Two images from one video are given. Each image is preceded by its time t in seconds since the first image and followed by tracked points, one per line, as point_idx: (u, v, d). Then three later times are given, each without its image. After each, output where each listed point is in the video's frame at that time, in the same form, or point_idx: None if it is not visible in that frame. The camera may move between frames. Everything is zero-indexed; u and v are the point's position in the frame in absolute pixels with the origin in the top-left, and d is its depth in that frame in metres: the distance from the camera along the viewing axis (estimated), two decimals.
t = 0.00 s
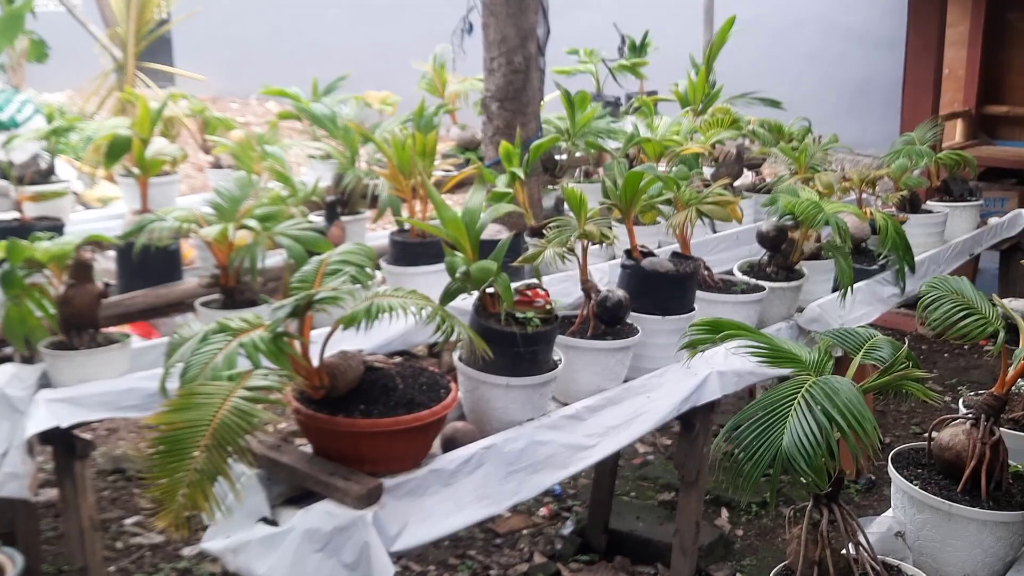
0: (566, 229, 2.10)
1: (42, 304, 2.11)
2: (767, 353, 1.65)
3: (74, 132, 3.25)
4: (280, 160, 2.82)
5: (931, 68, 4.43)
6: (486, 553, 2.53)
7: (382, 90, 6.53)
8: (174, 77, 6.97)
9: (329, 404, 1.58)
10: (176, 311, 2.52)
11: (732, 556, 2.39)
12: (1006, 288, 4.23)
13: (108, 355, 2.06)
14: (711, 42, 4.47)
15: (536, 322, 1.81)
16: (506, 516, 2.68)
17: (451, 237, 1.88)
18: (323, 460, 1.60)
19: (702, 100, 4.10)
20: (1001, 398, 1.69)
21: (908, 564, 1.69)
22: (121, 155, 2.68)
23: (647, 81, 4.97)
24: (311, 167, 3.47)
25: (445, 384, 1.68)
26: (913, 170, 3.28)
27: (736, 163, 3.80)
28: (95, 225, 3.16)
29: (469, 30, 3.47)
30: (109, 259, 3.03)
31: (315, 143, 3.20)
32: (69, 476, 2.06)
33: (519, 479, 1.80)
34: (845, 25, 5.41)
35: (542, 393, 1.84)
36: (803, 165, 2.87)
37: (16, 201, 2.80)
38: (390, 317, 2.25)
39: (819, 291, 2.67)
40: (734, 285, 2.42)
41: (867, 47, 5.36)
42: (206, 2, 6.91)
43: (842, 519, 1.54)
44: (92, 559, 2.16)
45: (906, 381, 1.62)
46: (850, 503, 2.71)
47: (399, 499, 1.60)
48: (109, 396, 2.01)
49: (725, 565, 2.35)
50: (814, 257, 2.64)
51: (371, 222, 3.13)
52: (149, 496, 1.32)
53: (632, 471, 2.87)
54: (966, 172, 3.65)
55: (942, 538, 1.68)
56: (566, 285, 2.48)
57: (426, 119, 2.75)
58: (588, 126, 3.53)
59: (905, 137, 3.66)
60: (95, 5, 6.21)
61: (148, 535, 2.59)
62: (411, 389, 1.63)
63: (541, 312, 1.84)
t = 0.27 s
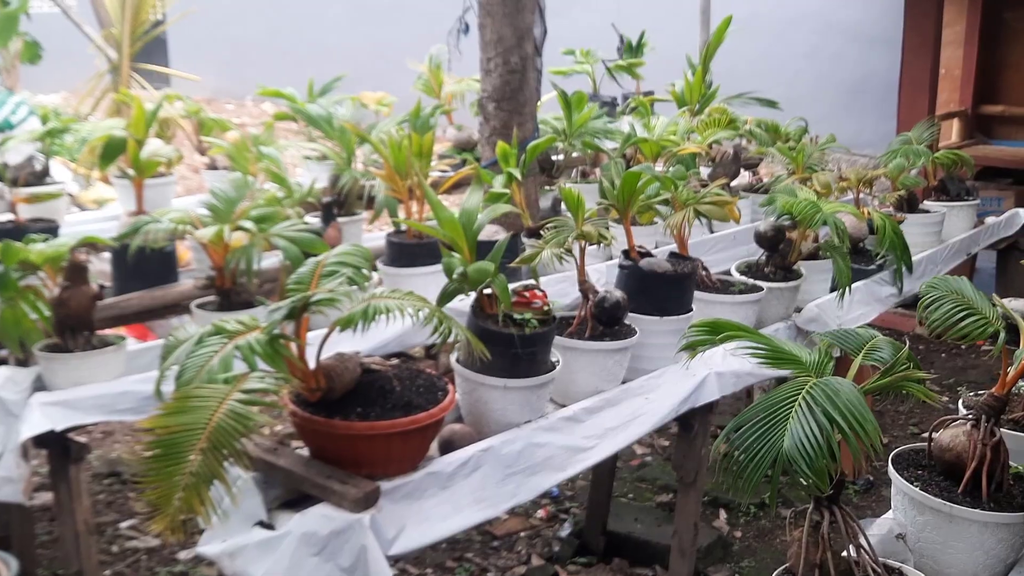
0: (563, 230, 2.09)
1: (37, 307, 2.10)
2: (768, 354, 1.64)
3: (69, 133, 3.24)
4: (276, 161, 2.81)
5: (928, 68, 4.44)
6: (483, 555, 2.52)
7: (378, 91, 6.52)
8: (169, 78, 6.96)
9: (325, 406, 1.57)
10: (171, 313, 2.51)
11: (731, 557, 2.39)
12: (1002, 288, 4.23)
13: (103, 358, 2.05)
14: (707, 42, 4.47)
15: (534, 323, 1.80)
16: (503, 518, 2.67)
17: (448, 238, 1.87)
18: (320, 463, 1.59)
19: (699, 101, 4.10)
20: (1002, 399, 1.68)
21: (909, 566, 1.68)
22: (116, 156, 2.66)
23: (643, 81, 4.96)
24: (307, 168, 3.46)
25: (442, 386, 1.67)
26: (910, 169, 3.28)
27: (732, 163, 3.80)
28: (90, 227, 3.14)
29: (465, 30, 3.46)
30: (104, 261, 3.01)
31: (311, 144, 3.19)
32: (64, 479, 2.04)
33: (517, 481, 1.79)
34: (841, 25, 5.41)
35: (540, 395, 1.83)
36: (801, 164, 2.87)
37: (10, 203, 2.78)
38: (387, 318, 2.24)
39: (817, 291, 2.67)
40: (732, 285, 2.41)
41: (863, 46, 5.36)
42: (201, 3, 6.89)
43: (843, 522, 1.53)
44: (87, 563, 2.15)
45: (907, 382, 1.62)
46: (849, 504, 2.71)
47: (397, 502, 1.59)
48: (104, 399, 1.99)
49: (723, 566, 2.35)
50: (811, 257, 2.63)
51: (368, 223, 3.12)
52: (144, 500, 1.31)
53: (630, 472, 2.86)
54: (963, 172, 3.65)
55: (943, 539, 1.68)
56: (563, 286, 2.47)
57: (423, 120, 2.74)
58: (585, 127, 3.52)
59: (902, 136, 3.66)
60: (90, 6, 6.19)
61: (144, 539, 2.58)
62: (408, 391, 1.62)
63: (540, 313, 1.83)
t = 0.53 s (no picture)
0: (565, 229, 2.09)
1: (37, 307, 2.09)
2: (773, 353, 1.64)
3: (68, 133, 3.23)
4: (276, 161, 2.80)
5: (927, 68, 4.44)
6: (485, 555, 2.52)
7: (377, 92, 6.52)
8: (167, 79, 6.94)
9: (327, 406, 1.56)
10: (171, 314, 2.50)
11: (733, 557, 2.38)
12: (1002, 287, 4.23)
13: (103, 358, 2.04)
14: (707, 42, 4.46)
15: (536, 322, 1.79)
16: (504, 518, 2.67)
17: (449, 237, 1.87)
18: (322, 464, 1.58)
19: (698, 100, 4.09)
20: (1007, 398, 1.68)
21: (914, 565, 1.68)
22: (115, 156, 2.65)
23: (642, 81, 4.96)
24: (307, 168, 3.45)
25: (444, 386, 1.66)
26: (910, 169, 3.28)
27: (732, 163, 3.80)
28: (90, 227, 3.13)
29: (465, 30, 3.45)
30: (103, 261, 3.00)
31: (311, 144, 3.18)
32: (64, 480, 2.03)
33: (519, 481, 1.78)
34: (840, 25, 5.42)
35: (542, 395, 1.83)
36: (802, 164, 2.86)
37: (9, 203, 2.77)
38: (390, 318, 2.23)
39: (819, 291, 2.67)
40: (733, 285, 2.41)
41: (862, 46, 5.36)
42: (199, 3, 6.88)
43: (849, 521, 1.53)
44: (87, 564, 2.14)
45: (913, 381, 1.61)
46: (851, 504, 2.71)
47: (399, 503, 1.58)
48: (104, 400, 1.99)
49: (726, 566, 2.34)
50: (812, 256, 2.63)
51: (368, 223, 3.11)
52: (146, 501, 1.30)
53: (631, 472, 2.85)
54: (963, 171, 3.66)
55: (949, 538, 1.67)
56: (564, 285, 2.47)
57: (423, 120, 2.74)
58: (585, 126, 3.52)
59: (901, 136, 3.66)
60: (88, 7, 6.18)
61: (144, 540, 2.57)
62: (411, 391, 1.62)
63: (542, 312, 1.82)
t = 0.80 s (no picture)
0: (568, 229, 2.08)
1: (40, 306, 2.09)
2: (781, 352, 1.64)
3: (70, 133, 3.23)
4: (278, 160, 2.79)
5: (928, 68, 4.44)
6: (488, 556, 2.52)
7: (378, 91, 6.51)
8: (169, 79, 6.94)
9: (331, 406, 1.56)
10: (173, 314, 2.50)
11: (737, 557, 2.38)
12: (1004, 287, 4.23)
13: (106, 358, 2.04)
14: (709, 41, 4.46)
15: (540, 322, 1.79)
16: (508, 518, 2.66)
17: (453, 237, 1.86)
18: (326, 463, 1.58)
19: (700, 100, 4.09)
20: (1014, 398, 1.67)
21: (921, 565, 1.67)
22: (118, 156, 2.65)
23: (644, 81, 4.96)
24: (309, 168, 3.45)
25: (448, 385, 1.66)
26: (913, 168, 3.28)
27: (735, 162, 3.80)
28: (92, 227, 3.13)
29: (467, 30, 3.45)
30: (105, 261, 3.00)
31: (313, 144, 3.18)
32: (68, 480, 2.03)
33: (523, 480, 1.78)
34: (841, 24, 5.41)
35: (546, 394, 1.82)
36: (805, 163, 2.85)
37: (11, 203, 2.77)
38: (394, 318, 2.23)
39: (822, 290, 2.66)
40: (737, 284, 2.41)
41: (864, 46, 5.36)
42: (200, 3, 6.88)
43: (856, 521, 1.53)
44: (91, 565, 2.14)
45: (921, 380, 1.61)
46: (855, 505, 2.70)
47: (403, 502, 1.58)
48: (108, 400, 1.98)
49: (730, 566, 2.34)
50: (816, 256, 2.63)
51: (370, 223, 3.10)
52: (151, 501, 1.30)
53: (634, 472, 2.85)
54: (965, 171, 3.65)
55: (955, 538, 1.67)
56: (567, 285, 2.46)
57: (426, 119, 2.73)
58: (587, 126, 3.52)
59: (904, 135, 3.65)
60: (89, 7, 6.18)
61: (148, 540, 2.57)
62: (415, 391, 1.61)
63: (545, 311, 1.82)
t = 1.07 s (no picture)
0: (571, 229, 2.08)
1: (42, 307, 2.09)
2: (786, 353, 1.63)
3: (71, 133, 3.23)
4: (280, 161, 2.79)
5: (930, 68, 4.43)
6: (491, 557, 2.51)
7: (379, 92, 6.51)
8: (170, 79, 6.94)
9: (335, 406, 1.56)
10: (176, 314, 2.50)
11: (740, 558, 2.37)
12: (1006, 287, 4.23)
13: (109, 358, 2.03)
14: (710, 42, 4.46)
15: (543, 322, 1.78)
16: (510, 519, 2.66)
17: (456, 237, 1.86)
18: (329, 464, 1.57)
19: (702, 100, 4.09)
20: (1020, 399, 1.67)
21: (926, 567, 1.67)
22: (120, 156, 2.65)
23: (646, 81, 4.96)
24: (311, 168, 3.45)
25: (452, 386, 1.65)
26: (915, 169, 3.27)
27: (736, 163, 3.80)
28: (94, 228, 3.13)
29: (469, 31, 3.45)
30: (107, 262, 3.00)
31: (314, 145, 3.18)
32: (70, 481, 2.02)
33: (527, 481, 1.78)
34: (842, 25, 5.41)
35: (550, 395, 1.82)
36: (808, 164, 2.85)
37: (13, 203, 2.77)
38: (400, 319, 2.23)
39: (825, 291, 2.66)
40: (740, 285, 2.40)
41: (865, 47, 5.36)
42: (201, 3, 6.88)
43: (862, 522, 1.52)
44: (93, 566, 2.13)
45: (927, 381, 1.60)
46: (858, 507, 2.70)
47: (407, 503, 1.58)
48: (110, 400, 1.98)
49: (733, 567, 2.33)
50: (819, 256, 2.62)
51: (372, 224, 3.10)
52: (154, 502, 1.30)
53: (637, 473, 2.84)
54: (968, 171, 3.65)
55: (961, 539, 1.66)
56: (570, 286, 2.46)
57: (428, 119, 2.73)
58: (589, 126, 3.52)
59: (906, 135, 3.65)
60: (91, 8, 6.18)
61: (150, 541, 2.56)
62: (419, 391, 1.61)
63: (549, 312, 1.82)
